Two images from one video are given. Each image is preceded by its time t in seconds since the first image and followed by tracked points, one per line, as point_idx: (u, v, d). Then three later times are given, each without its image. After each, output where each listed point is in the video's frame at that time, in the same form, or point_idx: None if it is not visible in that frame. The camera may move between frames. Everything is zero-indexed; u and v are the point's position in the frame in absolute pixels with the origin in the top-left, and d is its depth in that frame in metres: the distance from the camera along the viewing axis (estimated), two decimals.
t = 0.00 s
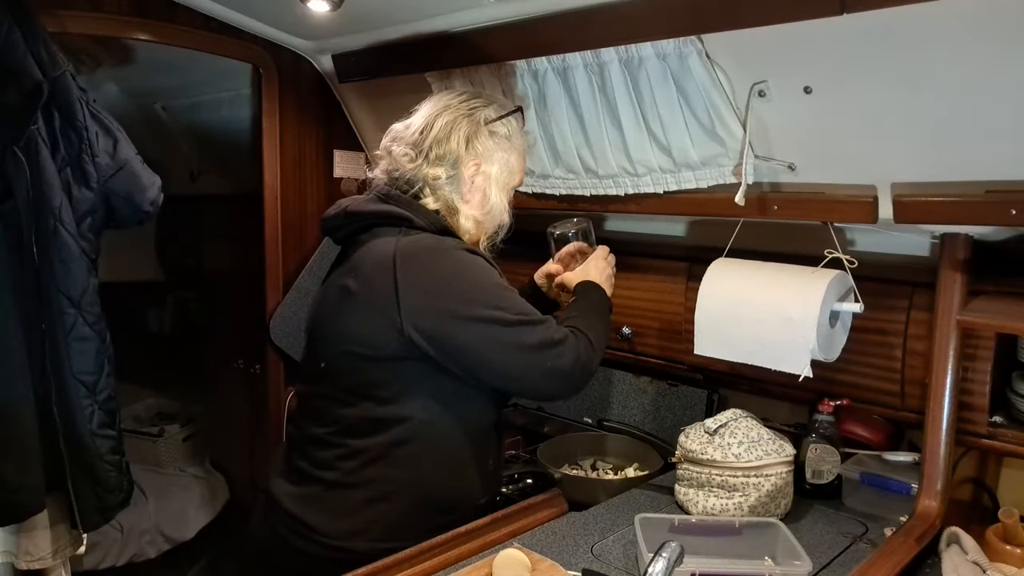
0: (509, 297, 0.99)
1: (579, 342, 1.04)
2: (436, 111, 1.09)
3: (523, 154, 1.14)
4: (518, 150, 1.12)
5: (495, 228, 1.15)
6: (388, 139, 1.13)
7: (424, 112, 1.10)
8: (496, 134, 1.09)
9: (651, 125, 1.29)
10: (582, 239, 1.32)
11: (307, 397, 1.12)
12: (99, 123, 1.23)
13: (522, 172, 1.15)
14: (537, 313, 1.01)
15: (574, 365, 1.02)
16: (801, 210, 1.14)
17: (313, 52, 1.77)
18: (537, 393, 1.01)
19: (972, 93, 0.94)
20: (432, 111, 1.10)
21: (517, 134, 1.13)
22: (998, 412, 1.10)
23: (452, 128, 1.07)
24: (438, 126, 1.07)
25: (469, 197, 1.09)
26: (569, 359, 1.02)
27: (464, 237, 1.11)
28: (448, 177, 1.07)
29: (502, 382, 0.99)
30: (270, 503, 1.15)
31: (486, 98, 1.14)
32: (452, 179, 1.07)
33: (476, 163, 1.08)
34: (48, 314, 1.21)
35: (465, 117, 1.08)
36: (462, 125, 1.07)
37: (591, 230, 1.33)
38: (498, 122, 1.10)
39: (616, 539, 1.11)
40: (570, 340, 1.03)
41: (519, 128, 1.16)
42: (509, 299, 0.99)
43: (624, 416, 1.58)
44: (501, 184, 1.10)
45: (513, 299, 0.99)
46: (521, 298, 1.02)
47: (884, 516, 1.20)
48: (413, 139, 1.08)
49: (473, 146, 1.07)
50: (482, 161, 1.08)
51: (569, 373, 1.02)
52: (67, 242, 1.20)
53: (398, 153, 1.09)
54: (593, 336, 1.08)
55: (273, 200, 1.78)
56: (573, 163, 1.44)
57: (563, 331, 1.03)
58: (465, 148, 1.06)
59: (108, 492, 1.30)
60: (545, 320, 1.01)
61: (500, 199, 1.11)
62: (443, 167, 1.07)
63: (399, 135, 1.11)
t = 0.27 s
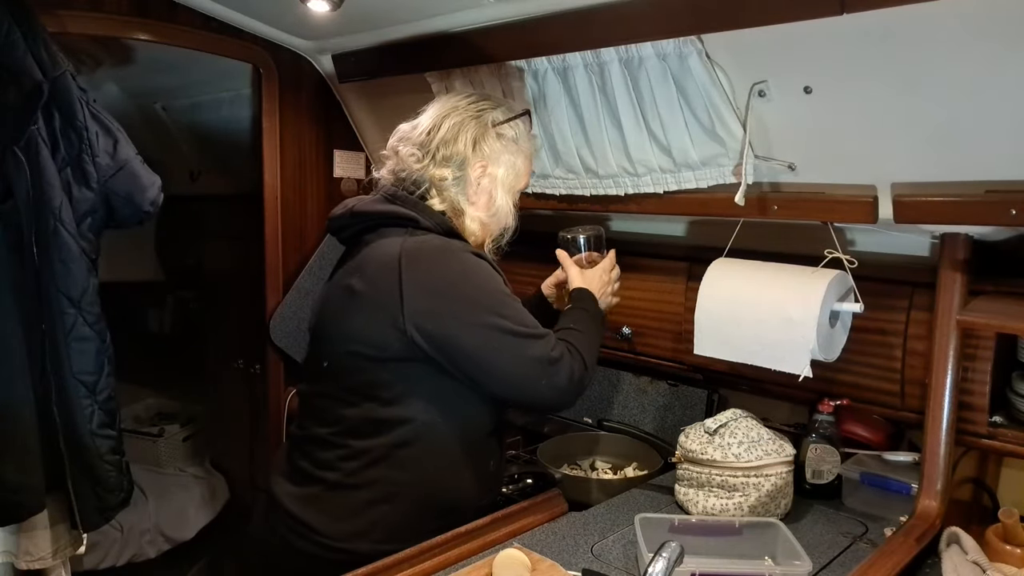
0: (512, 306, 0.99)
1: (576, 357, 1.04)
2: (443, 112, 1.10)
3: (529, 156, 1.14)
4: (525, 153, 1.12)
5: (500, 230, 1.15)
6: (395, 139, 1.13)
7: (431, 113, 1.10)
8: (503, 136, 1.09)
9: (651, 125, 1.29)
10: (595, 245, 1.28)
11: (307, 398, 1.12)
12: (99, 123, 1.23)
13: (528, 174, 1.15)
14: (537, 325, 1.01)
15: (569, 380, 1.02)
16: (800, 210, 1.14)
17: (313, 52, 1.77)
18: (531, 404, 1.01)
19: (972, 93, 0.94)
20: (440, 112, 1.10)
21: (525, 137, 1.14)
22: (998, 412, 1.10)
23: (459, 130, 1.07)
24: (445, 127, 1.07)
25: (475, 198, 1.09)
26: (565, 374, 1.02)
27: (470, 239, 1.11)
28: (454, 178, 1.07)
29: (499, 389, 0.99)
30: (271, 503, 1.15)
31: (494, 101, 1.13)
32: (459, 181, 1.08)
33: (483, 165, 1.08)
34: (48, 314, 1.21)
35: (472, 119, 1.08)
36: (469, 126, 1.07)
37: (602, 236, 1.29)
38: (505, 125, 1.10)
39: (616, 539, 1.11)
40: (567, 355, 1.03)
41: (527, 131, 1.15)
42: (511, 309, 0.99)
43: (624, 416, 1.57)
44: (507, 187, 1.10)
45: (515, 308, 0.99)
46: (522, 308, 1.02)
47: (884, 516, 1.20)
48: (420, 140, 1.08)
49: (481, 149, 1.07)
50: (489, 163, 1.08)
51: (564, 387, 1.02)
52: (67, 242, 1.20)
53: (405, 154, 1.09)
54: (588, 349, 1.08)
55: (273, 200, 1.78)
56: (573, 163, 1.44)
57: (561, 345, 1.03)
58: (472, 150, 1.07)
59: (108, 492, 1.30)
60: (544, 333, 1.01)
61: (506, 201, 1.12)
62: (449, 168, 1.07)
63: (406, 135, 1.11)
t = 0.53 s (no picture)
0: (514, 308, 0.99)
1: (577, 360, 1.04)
2: (448, 113, 1.09)
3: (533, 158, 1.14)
4: (529, 154, 1.12)
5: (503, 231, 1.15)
6: (399, 138, 1.13)
7: (436, 114, 1.10)
8: (507, 138, 1.10)
9: (651, 125, 1.29)
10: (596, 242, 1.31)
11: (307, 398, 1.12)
12: (99, 123, 1.23)
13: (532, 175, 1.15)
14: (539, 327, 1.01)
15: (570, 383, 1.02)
16: (800, 210, 1.14)
17: (313, 52, 1.77)
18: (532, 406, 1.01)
19: (972, 93, 0.94)
20: (445, 113, 1.10)
21: (530, 139, 1.14)
22: (998, 412, 1.10)
23: (464, 131, 1.07)
24: (450, 127, 1.07)
25: (478, 199, 1.09)
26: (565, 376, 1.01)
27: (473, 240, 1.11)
28: (459, 179, 1.07)
29: (500, 391, 0.99)
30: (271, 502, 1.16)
31: (499, 102, 1.13)
32: (465, 182, 1.08)
33: (489, 167, 1.08)
34: (48, 314, 1.21)
35: (478, 121, 1.08)
36: (475, 128, 1.07)
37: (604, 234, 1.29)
38: (510, 126, 1.10)
39: (616, 539, 1.11)
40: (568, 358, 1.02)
41: (531, 133, 1.16)
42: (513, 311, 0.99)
43: (624, 417, 1.58)
44: (511, 188, 1.11)
45: (517, 310, 0.99)
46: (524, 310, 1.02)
47: (884, 516, 1.20)
48: (425, 140, 1.08)
49: (486, 150, 1.07)
50: (494, 164, 1.08)
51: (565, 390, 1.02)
52: (67, 243, 1.19)
53: (410, 154, 1.09)
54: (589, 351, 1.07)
55: (273, 200, 1.78)
56: (573, 163, 1.44)
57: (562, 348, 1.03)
58: (478, 152, 1.07)
59: (108, 492, 1.30)
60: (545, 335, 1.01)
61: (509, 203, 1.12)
62: (454, 169, 1.07)
63: (411, 135, 1.11)
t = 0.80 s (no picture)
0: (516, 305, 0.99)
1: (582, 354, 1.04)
2: (450, 113, 1.09)
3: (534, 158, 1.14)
4: (530, 153, 1.12)
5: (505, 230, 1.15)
6: (401, 138, 1.13)
7: (438, 114, 1.10)
8: (509, 137, 1.09)
9: (651, 125, 1.29)
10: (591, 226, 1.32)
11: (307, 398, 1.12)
12: (99, 123, 1.23)
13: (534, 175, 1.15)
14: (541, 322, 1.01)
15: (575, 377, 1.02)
16: (800, 210, 1.14)
17: (313, 52, 1.77)
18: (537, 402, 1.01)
19: (971, 94, 0.94)
20: (446, 113, 1.10)
21: (531, 139, 1.14)
22: (998, 412, 1.10)
23: (466, 131, 1.07)
24: (451, 127, 1.07)
25: (480, 199, 1.09)
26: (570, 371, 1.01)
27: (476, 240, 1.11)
28: (460, 178, 1.07)
29: (504, 388, 0.99)
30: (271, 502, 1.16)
31: (499, 102, 1.13)
32: (466, 182, 1.08)
33: (490, 166, 1.08)
34: (48, 314, 1.21)
35: (479, 120, 1.08)
36: (476, 127, 1.07)
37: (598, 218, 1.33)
38: (511, 126, 1.10)
39: (616, 539, 1.11)
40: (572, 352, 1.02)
41: (533, 134, 1.16)
42: (516, 308, 0.99)
43: (624, 416, 1.58)
44: (513, 188, 1.11)
45: (520, 306, 0.99)
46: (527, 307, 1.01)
47: (884, 516, 1.20)
48: (426, 140, 1.08)
49: (487, 149, 1.07)
50: (494, 164, 1.08)
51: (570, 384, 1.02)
52: (67, 243, 1.19)
53: (411, 154, 1.09)
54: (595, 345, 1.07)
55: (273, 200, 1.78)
56: (573, 163, 1.44)
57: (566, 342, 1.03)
58: (479, 152, 1.07)
59: (108, 492, 1.30)
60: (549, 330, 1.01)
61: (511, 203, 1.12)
62: (455, 169, 1.07)
63: (412, 135, 1.11)
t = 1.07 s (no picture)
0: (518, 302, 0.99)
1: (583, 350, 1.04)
2: (449, 113, 1.09)
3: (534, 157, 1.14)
4: (530, 153, 1.12)
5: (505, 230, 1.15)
6: (401, 138, 1.13)
7: (437, 114, 1.10)
8: (508, 137, 1.09)
9: (651, 125, 1.29)
10: (576, 223, 1.26)
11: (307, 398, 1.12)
12: (99, 123, 1.23)
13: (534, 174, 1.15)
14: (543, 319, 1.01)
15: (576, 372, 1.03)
16: (800, 210, 1.14)
17: (313, 52, 1.77)
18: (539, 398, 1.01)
19: (971, 94, 0.94)
20: (446, 113, 1.10)
21: (531, 139, 1.14)
22: (998, 412, 1.10)
23: (465, 130, 1.07)
24: (450, 127, 1.07)
25: (479, 199, 1.10)
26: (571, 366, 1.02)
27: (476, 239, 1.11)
28: (459, 178, 1.07)
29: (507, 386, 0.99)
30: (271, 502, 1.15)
31: (499, 102, 1.13)
32: (466, 182, 1.08)
33: (489, 165, 1.08)
34: (48, 314, 1.21)
35: (479, 120, 1.08)
36: (475, 127, 1.07)
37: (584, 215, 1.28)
38: (511, 125, 1.10)
39: (616, 539, 1.11)
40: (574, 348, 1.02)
41: (533, 134, 1.16)
42: (518, 306, 0.99)
43: (623, 416, 1.58)
44: (512, 188, 1.11)
45: (521, 304, 0.99)
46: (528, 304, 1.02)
47: (884, 516, 1.20)
48: (426, 140, 1.08)
49: (487, 149, 1.07)
50: (494, 164, 1.08)
51: (571, 379, 1.02)
52: (67, 243, 1.19)
53: (411, 154, 1.09)
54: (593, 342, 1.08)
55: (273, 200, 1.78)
56: (574, 163, 1.44)
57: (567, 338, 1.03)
58: (478, 151, 1.07)
59: (108, 491, 1.30)
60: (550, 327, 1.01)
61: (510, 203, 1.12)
62: (455, 169, 1.07)
63: (412, 135, 1.11)
